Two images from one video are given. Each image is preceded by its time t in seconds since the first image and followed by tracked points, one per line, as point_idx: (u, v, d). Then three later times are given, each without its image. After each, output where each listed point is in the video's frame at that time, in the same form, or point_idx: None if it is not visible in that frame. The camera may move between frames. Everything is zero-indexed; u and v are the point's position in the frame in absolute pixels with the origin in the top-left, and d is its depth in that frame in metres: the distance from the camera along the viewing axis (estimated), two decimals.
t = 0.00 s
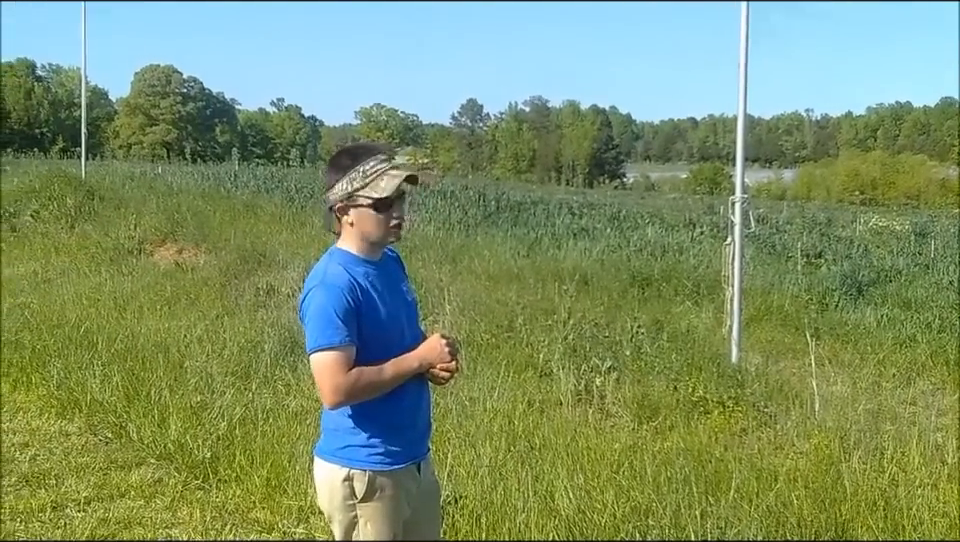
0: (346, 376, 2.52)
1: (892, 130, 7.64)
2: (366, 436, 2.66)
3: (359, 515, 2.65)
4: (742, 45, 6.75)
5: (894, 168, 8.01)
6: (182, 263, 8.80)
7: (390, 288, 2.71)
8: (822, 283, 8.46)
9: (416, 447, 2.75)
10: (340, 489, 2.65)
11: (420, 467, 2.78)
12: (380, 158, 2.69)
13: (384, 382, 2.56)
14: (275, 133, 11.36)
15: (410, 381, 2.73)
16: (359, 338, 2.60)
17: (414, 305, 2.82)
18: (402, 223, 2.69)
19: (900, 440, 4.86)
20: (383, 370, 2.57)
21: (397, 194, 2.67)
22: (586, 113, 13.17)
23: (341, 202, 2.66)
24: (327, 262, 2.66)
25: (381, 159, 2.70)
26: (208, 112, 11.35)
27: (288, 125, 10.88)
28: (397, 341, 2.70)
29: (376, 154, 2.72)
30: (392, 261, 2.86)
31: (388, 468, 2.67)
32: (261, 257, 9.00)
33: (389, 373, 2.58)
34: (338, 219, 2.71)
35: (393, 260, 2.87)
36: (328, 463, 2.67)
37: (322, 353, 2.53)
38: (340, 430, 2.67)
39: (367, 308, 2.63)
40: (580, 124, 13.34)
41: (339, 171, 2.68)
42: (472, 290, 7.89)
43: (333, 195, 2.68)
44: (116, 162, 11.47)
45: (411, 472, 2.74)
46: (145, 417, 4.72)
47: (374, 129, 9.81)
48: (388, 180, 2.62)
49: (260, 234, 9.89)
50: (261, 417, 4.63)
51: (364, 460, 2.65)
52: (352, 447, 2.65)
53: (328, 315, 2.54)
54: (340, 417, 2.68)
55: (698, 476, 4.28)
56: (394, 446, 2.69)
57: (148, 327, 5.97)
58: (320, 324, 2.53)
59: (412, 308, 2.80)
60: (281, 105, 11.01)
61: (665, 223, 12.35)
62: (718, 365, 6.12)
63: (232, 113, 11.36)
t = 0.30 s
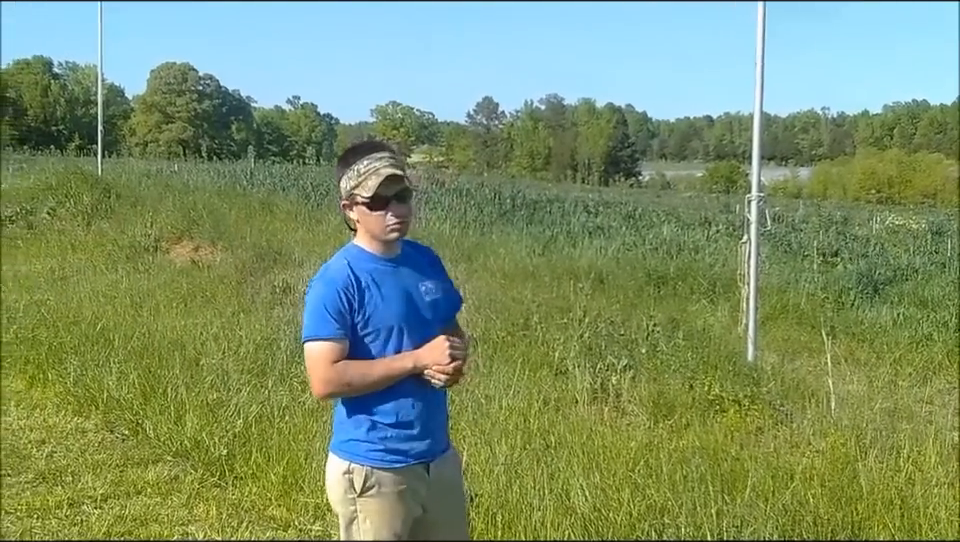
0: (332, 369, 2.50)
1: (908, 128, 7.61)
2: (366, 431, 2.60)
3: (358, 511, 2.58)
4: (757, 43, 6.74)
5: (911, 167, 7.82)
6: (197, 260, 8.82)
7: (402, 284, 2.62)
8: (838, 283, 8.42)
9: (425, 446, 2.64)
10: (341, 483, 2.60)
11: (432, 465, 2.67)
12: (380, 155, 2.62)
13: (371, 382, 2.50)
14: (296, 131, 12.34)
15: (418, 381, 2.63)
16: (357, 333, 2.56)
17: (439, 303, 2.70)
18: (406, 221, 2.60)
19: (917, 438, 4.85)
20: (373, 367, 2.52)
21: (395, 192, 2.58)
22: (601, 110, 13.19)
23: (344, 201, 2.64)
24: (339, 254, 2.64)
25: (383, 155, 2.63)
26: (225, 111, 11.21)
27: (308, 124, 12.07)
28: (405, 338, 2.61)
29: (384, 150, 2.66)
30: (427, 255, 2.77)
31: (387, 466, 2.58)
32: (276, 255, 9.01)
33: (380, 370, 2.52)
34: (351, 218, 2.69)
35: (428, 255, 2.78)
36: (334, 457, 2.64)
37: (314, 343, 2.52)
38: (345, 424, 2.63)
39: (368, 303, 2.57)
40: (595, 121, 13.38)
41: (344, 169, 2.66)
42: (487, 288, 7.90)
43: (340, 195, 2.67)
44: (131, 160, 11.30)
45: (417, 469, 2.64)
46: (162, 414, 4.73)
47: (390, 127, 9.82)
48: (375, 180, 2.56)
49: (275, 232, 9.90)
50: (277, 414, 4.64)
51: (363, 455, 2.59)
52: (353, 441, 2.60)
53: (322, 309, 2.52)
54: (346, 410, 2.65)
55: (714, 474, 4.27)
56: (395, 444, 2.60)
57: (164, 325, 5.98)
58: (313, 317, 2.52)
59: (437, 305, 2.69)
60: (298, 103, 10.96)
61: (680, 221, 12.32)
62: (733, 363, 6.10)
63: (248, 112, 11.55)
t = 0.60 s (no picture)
0: (344, 360, 2.50)
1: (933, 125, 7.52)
2: (382, 426, 2.56)
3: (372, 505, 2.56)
4: (779, 40, 6.73)
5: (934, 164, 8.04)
6: (219, 258, 8.84)
7: (425, 280, 2.57)
8: (862, 282, 8.39)
9: (446, 445, 2.56)
10: (360, 474, 2.59)
11: (455, 465, 2.58)
12: (408, 152, 2.63)
13: (381, 376, 2.47)
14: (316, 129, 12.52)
15: (438, 380, 2.54)
16: (377, 327, 2.55)
17: (468, 302, 2.63)
18: (431, 216, 2.59)
19: (940, 439, 4.81)
20: (384, 361, 2.48)
21: (417, 187, 2.57)
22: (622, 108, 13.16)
23: (374, 198, 2.64)
24: (366, 248, 2.63)
25: (412, 152, 2.62)
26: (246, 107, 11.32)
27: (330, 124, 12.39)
28: (425, 335, 2.56)
29: (417, 149, 2.66)
30: (464, 253, 2.71)
31: (398, 463, 2.54)
32: (298, 253, 9.03)
33: (391, 365, 2.48)
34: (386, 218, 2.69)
35: (466, 253, 2.71)
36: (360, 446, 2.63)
37: (330, 334, 2.53)
38: (368, 416, 2.61)
39: (386, 298, 2.54)
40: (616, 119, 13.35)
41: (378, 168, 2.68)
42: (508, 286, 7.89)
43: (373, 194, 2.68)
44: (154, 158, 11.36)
45: (436, 468, 2.56)
46: (184, 412, 4.75)
47: (411, 125, 9.82)
48: (395, 174, 2.56)
49: (297, 229, 9.92)
50: (299, 412, 4.65)
51: (377, 449, 2.56)
52: (371, 434, 2.58)
53: (340, 300, 2.53)
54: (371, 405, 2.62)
55: (736, 474, 4.25)
56: (409, 440, 2.54)
57: (187, 322, 6.00)
58: (332, 307, 2.54)
59: (465, 304, 2.62)
60: (319, 102, 10.98)
61: (701, 219, 12.27)
62: (755, 363, 6.08)
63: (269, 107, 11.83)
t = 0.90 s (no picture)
0: (395, 351, 2.52)
1: None
2: (429, 421, 2.56)
3: (412, 498, 2.57)
4: (810, 38, 6.70)
5: None
6: (250, 256, 8.88)
7: (481, 278, 2.54)
8: (894, 281, 8.33)
9: (490, 445, 2.52)
10: (407, 466, 2.60)
11: (499, 466, 2.54)
12: (475, 149, 2.58)
13: (423, 370, 2.47)
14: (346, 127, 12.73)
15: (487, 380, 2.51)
16: (431, 321, 2.55)
17: (527, 304, 2.57)
18: (495, 214, 2.53)
19: None
20: (430, 356, 2.47)
21: (481, 185, 2.53)
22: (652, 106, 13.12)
23: (439, 196, 2.61)
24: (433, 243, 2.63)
25: (477, 150, 2.58)
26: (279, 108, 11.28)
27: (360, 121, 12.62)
28: (477, 333, 2.53)
29: (484, 146, 2.61)
30: (532, 255, 2.65)
31: (440, 457, 2.53)
32: (328, 251, 9.07)
33: (436, 361, 2.47)
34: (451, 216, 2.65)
35: (534, 255, 2.66)
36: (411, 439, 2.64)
37: (386, 325, 2.56)
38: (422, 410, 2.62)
39: (439, 292, 2.53)
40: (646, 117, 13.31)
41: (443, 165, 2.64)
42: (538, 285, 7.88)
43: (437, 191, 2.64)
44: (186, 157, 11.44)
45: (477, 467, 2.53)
46: (216, 408, 4.78)
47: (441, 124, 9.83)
48: (460, 170, 2.52)
49: (327, 227, 9.95)
50: (329, 409, 4.67)
51: (421, 443, 2.56)
52: (420, 428, 2.59)
53: (396, 291, 2.55)
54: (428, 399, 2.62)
55: (767, 473, 4.23)
56: (452, 437, 2.53)
57: (219, 319, 6.04)
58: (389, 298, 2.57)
59: (523, 306, 2.56)
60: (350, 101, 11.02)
61: (732, 217, 12.21)
62: (786, 362, 6.04)
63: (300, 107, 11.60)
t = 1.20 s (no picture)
0: (469, 339, 2.51)
1: None
2: (499, 413, 2.56)
3: (479, 489, 2.56)
4: (851, 35, 6.64)
5: None
6: (289, 254, 8.92)
7: (561, 273, 2.51)
8: (937, 280, 8.24)
9: (555, 441, 2.49)
10: (476, 459, 2.60)
11: (566, 461, 2.51)
12: (562, 144, 2.53)
13: (495, 361, 2.45)
14: (384, 126, 13.05)
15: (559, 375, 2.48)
16: (508, 312, 2.53)
17: (606, 303, 2.53)
18: (580, 212, 2.49)
19: None
20: (503, 347, 2.46)
21: (569, 182, 2.48)
22: (691, 104, 13.06)
23: (525, 189, 2.56)
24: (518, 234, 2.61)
25: (565, 146, 2.53)
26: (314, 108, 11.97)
27: (397, 121, 12.94)
28: (552, 328, 2.49)
29: (572, 142, 2.57)
30: (617, 255, 2.60)
31: (506, 450, 2.52)
32: (366, 249, 9.11)
33: (509, 352, 2.45)
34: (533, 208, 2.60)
35: (620, 255, 2.61)
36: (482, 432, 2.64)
37: (463, 313, 2.56)
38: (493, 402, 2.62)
39: (517, 282, 2.51)
40: (685, 114, 13.24)
41: (528, 158, 2.59)
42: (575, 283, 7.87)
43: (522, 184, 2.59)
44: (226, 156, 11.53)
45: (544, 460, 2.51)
46: (256, 405, 4.81)
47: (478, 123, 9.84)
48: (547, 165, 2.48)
49: (365, 225, 9.98)
50: (367, 407, 4.68)
51: (489, 434, 2.56)
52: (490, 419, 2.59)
53: (475, 279, 2.55)
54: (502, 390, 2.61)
55: (806, 474, 4.20)
56: (518, 430, 2.51)
57: (258, 317, 6.07)
58: (468, 286, 2.56)
59: (602, 306, 2.52)
60: (387, 100, 11.05)
61: (772, 215, 12.11)
62: (827, 361, 5.99)
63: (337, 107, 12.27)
